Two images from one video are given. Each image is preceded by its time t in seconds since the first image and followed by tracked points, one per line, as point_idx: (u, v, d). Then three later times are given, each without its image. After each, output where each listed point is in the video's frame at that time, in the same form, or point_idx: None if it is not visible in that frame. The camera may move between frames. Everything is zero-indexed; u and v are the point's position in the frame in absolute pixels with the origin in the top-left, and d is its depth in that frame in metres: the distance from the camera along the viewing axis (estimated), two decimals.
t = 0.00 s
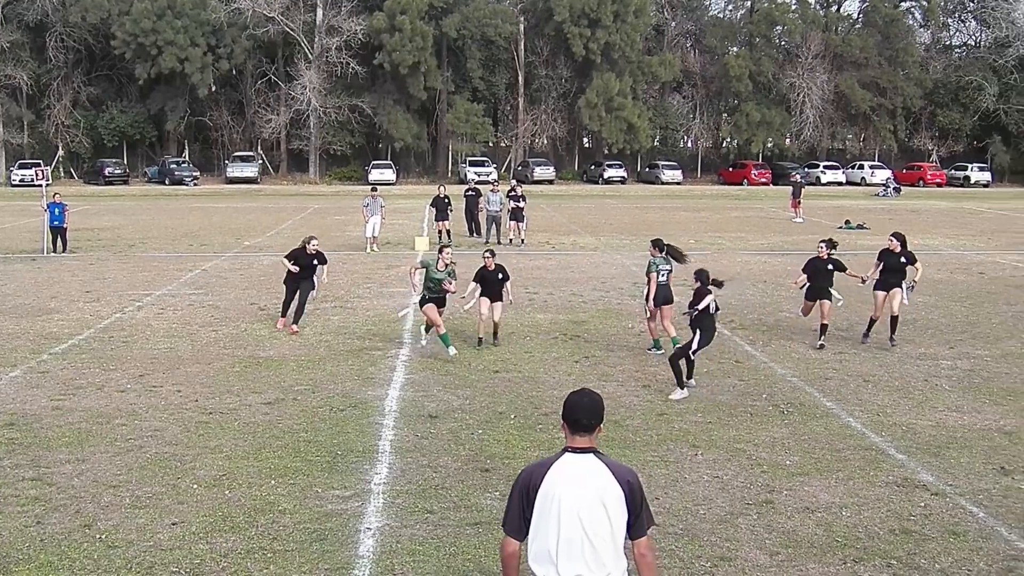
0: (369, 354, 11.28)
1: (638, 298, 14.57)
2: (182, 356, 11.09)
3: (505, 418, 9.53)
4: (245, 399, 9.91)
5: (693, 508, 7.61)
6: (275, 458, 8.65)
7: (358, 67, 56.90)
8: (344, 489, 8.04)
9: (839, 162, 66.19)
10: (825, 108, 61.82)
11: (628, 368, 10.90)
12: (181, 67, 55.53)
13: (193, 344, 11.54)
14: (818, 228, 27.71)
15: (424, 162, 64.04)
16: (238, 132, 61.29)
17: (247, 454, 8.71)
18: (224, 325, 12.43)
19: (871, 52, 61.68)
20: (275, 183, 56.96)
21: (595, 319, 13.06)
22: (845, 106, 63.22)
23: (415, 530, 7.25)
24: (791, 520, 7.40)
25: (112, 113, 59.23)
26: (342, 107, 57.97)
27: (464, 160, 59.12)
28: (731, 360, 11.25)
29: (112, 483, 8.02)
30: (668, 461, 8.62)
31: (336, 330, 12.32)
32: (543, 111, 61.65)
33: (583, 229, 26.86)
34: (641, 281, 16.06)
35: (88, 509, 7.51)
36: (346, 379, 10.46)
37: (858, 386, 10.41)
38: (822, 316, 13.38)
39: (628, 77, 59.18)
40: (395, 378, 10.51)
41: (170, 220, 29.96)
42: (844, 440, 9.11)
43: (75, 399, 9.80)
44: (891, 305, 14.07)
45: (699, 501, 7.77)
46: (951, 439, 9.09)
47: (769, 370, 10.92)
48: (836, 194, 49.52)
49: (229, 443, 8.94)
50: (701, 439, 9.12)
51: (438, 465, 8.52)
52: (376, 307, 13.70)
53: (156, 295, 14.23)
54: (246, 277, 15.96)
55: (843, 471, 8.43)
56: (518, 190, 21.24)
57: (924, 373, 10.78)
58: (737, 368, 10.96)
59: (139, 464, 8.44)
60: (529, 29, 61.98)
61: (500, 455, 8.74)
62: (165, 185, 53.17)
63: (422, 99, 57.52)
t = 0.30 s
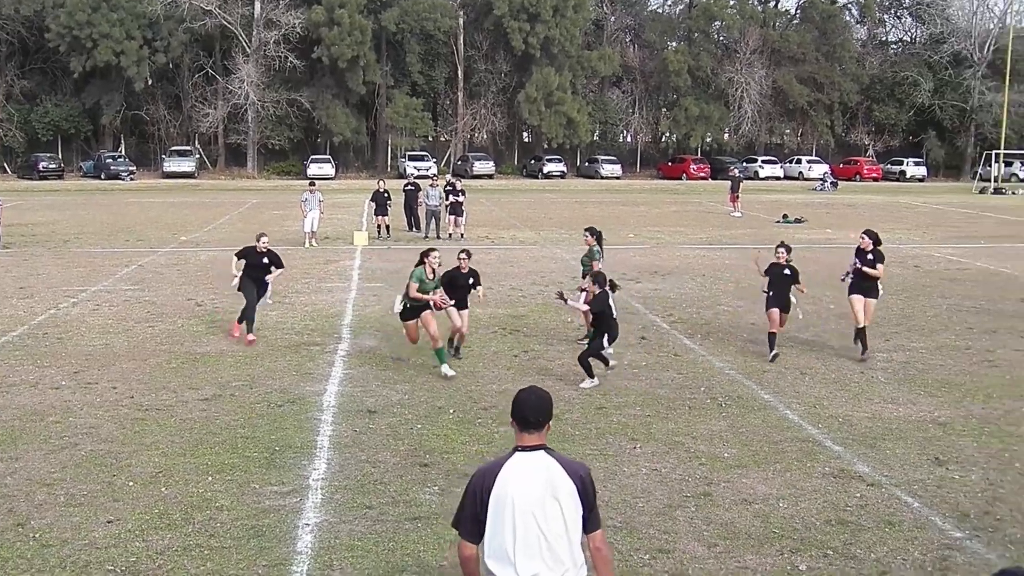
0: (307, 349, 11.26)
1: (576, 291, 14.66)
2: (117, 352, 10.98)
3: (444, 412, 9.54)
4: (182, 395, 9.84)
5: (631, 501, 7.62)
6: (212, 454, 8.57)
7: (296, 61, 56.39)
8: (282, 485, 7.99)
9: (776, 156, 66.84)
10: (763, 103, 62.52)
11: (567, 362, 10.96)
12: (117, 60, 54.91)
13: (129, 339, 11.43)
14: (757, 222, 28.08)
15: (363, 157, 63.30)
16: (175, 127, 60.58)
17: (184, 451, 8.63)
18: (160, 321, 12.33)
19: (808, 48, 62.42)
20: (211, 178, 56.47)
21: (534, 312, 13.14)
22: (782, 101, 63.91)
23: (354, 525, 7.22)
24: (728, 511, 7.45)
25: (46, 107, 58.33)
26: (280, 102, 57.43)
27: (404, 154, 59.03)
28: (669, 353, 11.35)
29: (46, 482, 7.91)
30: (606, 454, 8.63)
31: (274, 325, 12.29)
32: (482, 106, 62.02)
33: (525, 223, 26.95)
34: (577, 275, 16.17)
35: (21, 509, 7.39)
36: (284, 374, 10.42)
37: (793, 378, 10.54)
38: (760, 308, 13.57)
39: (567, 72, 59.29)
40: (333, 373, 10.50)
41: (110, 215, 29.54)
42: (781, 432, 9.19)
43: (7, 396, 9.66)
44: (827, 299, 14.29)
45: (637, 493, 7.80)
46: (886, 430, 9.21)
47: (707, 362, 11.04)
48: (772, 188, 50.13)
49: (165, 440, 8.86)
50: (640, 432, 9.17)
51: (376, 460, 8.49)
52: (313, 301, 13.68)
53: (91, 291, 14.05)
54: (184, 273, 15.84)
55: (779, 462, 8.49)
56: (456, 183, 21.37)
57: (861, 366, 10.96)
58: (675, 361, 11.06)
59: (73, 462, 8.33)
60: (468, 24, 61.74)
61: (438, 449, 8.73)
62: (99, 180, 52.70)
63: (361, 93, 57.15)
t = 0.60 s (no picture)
0: (244, 343, 11.26)
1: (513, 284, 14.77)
2: (51, 348, 10.87)
3: (383, 406, 9.52)
4: (117, 391, 9.74)
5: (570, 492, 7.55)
6: (149, 450, 8.41)
7: (232, 53, 55.67)
8: (220, 479, 7.84)
9: (713, 149, 67.15)
10: (700, 96, 63.07)
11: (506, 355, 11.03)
12: (49, 53, 53.71)
13: (63, 336, 11.31)
14: (696, 214, 28.36)
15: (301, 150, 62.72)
16: (109, 120, 59.53)
17: (120, 447, 8.47)
18: (95, 316, 12.23)
19: (745, 41, 62.90)
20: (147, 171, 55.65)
21: (473, 306, 13.25)
22: (719, 94, 64.28)
23: (292, 520, 7.08)
24: (666, 500, 7.38)
25: None
26: (216, 94, 56.64)
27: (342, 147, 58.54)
28: (608, 344, 11.45)
29: None
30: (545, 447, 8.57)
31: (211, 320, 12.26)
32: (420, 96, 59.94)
33: (462, 216, 26.98)
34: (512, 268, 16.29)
35: None
36: (222, 369, 10.38)
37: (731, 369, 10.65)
38: (698, 300, 13.74)
39: (504, 65, 58.95)
40: (270, 367, 10.49)
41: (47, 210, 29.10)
42: (719, 423, 9.21)
43: None
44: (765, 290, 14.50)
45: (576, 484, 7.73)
46: (824, 420, 9.28)
47: (645, 353, 11.14)
48: (709, 180, 50.54)
49: (100, 436, 8.69)
50: (578, 424, 9.17)
51: (314, 454, 8.38)
52: (250, 295, 13.68)
53: (23, 287, 13.88)
54: (120, 268, 15.71)
55: (718, 452, 8.47)
56: (393, 175, 21.69)
57: (797, 356, 11.14)
58: (613, 352, 11.16)
59: (5, 460, 8.12)
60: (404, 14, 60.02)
61: (376, 442, 8.67)
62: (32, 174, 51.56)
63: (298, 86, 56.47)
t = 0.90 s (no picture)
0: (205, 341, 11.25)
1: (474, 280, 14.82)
2: (9, 347, 10.77)
3: (344, 402, 9.53)
4: (77, 390, 9.68)
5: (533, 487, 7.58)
6: (110, 449, 8.37)
7: (191, 48, 55.15)
8: (181, 477, 7.82)
9: (674, 144, 67.37)
10: (661, 91, 63.38)
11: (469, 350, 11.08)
12: (5, 48, 52.95)
13: (21, 334, 11.23)
14: (658, 209, 28.54)
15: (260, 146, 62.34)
16: (66, 116, 58.81)
17: (79, 446, 8.41)
18: (53, 315, 12.14)
19: (704, 36, 63.28)
20: (107, 168, 55.03)
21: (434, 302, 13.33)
22: (680, 89, 64.63)
23: (254, 517, 7.06)
24: (628, 495, 7.42)
25: None
26: (175, 90, 56.11)
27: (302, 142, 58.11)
28: (569, 339, 11.51)
29: None
30: (507, 442, 8.57)
31: (171, 317, 12.22)
32: (380, 95, 60.44)
33: (423, 212, 26.98)
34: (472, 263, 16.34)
35: None
36: (183, 368, 10.34)
37: (692, 363, 10.73)
38: (658, 294, 13.85)
39: (465, 60, 58.79)
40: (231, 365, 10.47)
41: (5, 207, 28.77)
42: (680, 417, 9.27)
43: None
44: (724, 284, 14.64)
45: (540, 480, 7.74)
46: (785, 413, 9.36)
47: (606, 347, 11.23)
48: (671, 175, 50.74)
49: (59, 435, 8.62)
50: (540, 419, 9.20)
51: (276, 451, 8.37)
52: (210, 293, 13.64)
53: None
54: (80, 266, 15.61)
55: (679, 446, 8.52)
56: (354, 171, 21.67)
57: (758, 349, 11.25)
58: (575, 347, 11.22)
59: None
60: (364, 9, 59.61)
61: (338, 439, 8.67)
62: None
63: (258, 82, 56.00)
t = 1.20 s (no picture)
0: (187, 340, 11.25)
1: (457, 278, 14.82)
2: None
3: (327, 401, 9.54)
4: (59, 389, 9.66)
5: (517, 486, 7.60)
6: (92, 448, 8.36)
7: (172, 46, 54.88)
8: (163, 477, 7.81)
9: (657, 142, 67.49)
10: (643, 90, 63.84)
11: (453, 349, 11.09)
12: None
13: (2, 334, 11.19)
14: (642, 207, 28.59)
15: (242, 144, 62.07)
16: (47, 114, 58.58)
17: (61, 445, 8.39)
18: (34, 314, 12.10)
19: (687, 35, 63.44)
20: (87, 166, 54.75)
21: (417, 301, 13.33)
22: (662, 87, 64.84)
23: (237, 517, 7.07)
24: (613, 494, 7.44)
25: None
26: (156, 89, 55.94)
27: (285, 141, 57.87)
28: (553, 338, 11.54)
29: None
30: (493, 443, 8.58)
31: (153, 316, 12.20)
32: (363, 92, 60.43)
33: (406, 211, 26.95)
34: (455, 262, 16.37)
35: None
36: (166, 367, 10.32)
37: (675, 362, 10.77)
38: (642, 292, 13.89)
39: (447, 59, 58.73)
40: (214, 364, 10.46)
41: None
42: (663, 415, 9.30)
43: None
44: (706, 282, 14.68)
45: (524, 479, 7.77)
46: (767, 411, 9.41)
47: (590, 346, 11.26)
48: (655, 174, 50.82)
49: (41, 435, 8.60)
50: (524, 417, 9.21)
51: (259, 450, 8.37)
52: (192, 292, 13.62)
53: None
54: (62, 265, 15.55)
55: (663, 444, 8.55)
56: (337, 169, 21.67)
57: (741, 347, 11.29)
58: (559, 346, 11.25)
59: None
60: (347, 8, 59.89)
61: (322, 438, 8.67)
62: None
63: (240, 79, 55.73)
